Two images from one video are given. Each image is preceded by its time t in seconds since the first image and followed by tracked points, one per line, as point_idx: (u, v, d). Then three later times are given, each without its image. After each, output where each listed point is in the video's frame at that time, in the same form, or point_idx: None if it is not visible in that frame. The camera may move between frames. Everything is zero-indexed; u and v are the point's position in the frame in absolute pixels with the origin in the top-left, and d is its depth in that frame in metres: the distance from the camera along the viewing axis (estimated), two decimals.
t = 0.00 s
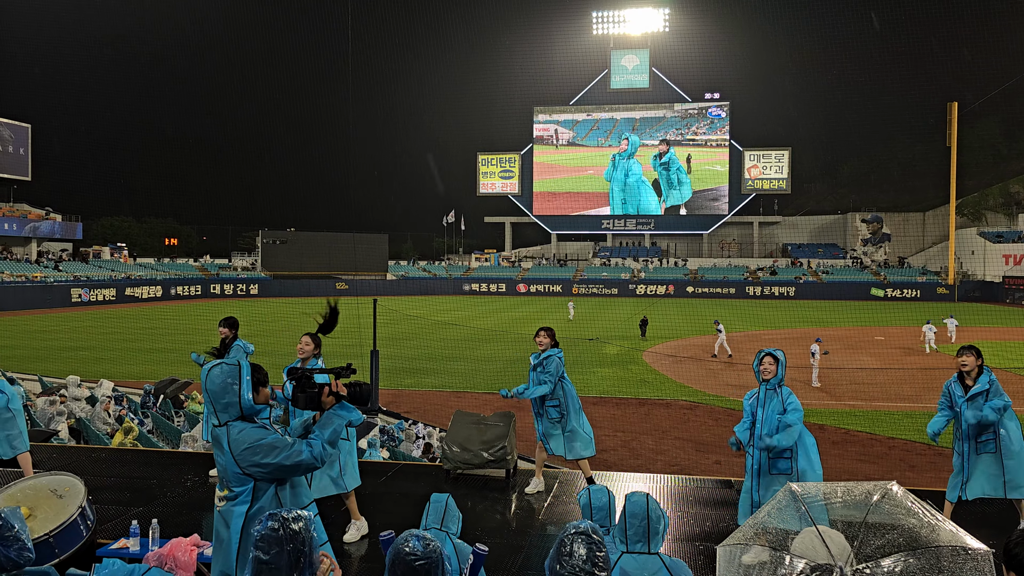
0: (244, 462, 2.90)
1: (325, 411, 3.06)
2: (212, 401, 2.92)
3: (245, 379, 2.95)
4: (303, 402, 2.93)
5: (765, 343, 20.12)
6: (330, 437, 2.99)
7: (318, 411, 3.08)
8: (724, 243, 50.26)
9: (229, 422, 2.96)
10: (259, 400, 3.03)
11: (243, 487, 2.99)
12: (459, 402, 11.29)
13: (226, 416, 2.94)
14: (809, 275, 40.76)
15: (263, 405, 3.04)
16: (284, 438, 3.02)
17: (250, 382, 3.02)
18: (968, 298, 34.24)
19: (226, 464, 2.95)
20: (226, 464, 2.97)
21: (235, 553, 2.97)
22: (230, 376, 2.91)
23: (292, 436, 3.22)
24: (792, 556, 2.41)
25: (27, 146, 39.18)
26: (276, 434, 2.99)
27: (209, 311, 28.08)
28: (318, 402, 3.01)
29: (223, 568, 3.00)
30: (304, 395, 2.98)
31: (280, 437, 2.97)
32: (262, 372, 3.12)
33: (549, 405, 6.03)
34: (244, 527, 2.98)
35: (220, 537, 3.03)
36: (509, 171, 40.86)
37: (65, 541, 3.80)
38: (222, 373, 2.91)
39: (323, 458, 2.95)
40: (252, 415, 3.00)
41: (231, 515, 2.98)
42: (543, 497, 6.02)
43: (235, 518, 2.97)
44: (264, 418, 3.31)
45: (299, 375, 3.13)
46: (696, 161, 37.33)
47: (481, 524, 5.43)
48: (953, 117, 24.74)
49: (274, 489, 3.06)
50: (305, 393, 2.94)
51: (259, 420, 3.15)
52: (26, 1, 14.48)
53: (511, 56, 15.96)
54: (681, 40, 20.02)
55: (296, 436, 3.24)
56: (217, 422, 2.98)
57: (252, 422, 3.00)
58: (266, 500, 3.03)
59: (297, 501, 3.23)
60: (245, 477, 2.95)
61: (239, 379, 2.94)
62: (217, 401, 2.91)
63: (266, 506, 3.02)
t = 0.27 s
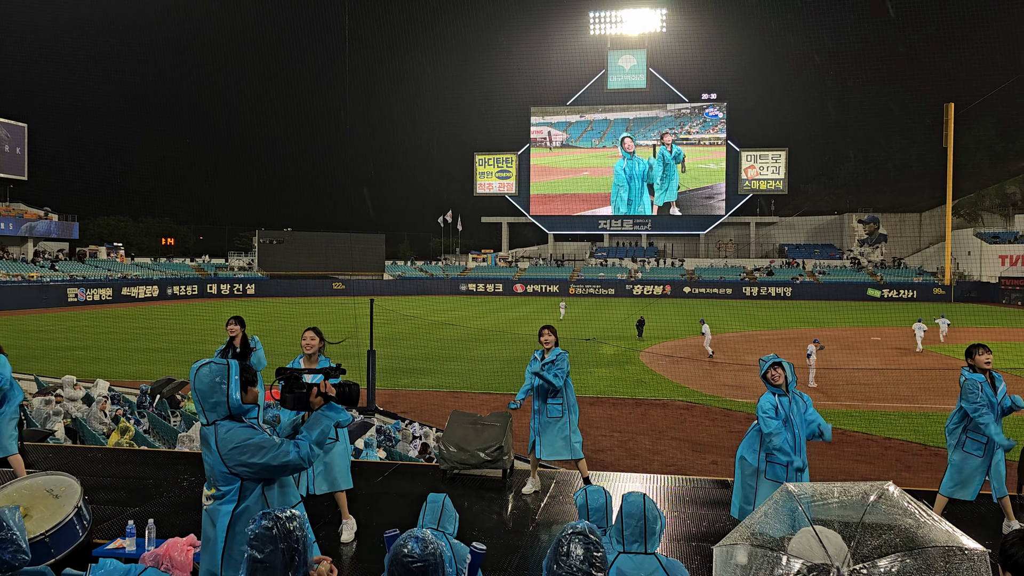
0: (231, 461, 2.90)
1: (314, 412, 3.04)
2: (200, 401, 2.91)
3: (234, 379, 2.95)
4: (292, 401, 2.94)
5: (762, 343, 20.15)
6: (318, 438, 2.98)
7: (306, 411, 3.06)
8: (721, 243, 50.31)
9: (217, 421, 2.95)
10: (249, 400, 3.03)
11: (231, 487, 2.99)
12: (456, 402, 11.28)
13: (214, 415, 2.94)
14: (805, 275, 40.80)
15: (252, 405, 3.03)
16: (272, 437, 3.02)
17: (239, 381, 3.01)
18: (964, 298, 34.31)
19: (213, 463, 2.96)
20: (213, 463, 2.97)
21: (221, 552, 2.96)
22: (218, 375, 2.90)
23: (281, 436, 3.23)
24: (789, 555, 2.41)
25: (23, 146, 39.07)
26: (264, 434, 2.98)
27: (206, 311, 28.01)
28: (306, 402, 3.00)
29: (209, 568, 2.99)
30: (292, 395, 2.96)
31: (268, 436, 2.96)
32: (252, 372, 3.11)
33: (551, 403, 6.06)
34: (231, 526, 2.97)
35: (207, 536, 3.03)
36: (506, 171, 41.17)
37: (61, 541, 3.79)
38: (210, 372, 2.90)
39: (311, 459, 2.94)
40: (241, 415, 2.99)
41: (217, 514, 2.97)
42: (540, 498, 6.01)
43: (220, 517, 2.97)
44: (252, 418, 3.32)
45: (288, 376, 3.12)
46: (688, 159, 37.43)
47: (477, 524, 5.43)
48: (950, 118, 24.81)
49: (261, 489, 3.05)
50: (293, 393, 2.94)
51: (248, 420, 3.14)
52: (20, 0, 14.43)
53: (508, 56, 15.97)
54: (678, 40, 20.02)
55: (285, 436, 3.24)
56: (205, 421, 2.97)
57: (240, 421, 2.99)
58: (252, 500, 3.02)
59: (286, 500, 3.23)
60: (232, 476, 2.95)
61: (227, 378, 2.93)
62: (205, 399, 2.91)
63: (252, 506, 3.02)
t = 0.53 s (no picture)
0: (217, 461, 2.90)
1: (301, 413, 3.03)
2: (187, 400, 2.92)
3: (221, 378, 2.95)
4: (279, 402, 2.94)
5: (758, 344, 20.16)
6: (305, 439, 2.96)
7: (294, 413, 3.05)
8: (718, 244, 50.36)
9: (204, 421, 2.95)
10: (236, 400, 3.02)
11: (217, 486, 2.99)
12: (452, 402, 11.28)
13: (201, 416, 2.94)
14: (802, 276, 40.87)
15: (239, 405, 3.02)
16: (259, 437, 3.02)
17: (227, 381, 3.01)
18: (960, 299, 34.39)
19: (200, 462, 2.97)
20: (200, 463, 2.98)
21: (207, 552, 2.96)
22: (205, 375, 2.91)
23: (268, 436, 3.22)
24: (785, 556, 2.41)
25: (18, 146, 38.96)
26: (251, 435, 2.98)
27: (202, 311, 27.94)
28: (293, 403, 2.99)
29: (196, 568, 2.99)
30: (279, 395, 2.95)
31: (255, 437, 2.96)
32: (240, 372, 3.10)
33: (549, 411, 6.02)
34: (216, 526, 2.97)
35: (193, 536, 3.02)
36: (503, 172, 41.31)
37: (55, 542, 3.77)
38: (198, 372, 2.91)
39: (297, 460, 2.93)
40: (227, 415, 2.99)
41: (203, 513, 2.97)
42: (536, 499, 6.00)
43: (206, 517, 2.96)
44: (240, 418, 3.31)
45: (277, 376, 3.11)
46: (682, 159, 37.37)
47: (474, 524, 5.43)
48: (946, 119, 24.88)
49: (248, 490, 3.05)
50: (280, 394, 2.95)
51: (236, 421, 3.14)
52: None
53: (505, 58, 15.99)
54: (675, 41, 20.03)
55: (272, 437, 3.24)
56: (192, 421, 2.98)
57: (227, 421, 2.99)
58: (239, 500, 3.01)
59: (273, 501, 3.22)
60: (218, 476, 2.95)
61: (214, 378, 2.93)
62: (192, 400, 2.91)
63: (239, 507, 3.00)
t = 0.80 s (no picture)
0: (207, 461, 2.89)
1: (292, 414, 3.03)
2: (177, 401, 2.91)
3: (212, 379, 2.95)
4: (269, 402, 2.94)
5: (755, 345, 20.19)
6: (295, 439, 2.96)
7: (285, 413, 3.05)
8: (715, 245, 50.40)
9: (194, 422, 2.95)
10: (227, 400, 3.02)
11: (206, 487, 2.98)
12: (449, 403, 11.27)
13: (191, 416, 2.94)
14: (798, 278, 40.92)
15: (230, 405, 3.02)
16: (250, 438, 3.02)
17: (219, 382, 3.01)
18: (956, 301, 34.45)
19: (190, 463, 2.97)
20: (190, 463, 2.98)
21: (196, 553, 2.95)
22: (195, 375, 2.91)
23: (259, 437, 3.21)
24: (781, 556, 2.41)
25: (15, 146, 38.89)
26: (241, 435, 2.98)
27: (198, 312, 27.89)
28: (284, 404, 2.99)
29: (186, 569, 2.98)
30: (270, 396, 2.95)
31: (245, 437, 2.96)
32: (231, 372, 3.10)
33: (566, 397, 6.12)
34: (206, 526, 2.96)
35: (183, 536, 3.02)
36: (500, 172, 41.23)
37: (51, 543, 3.76)
38: (188, 373, 2.91)
39: (287, 460, 2.93)
40: (218, 415, 2.99)
41: (193, 514, 2.96)
42: (534, 500, 6.00)
43: (196, 517, 2.95)
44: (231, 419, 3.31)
45: (268, 376, 3.11)
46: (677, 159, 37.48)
47: (470, 525, 5.42)
48: (942, 121, 24.94)
49: (238, 490, 3.04)
50: (270, 395, 2.95)
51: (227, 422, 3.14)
52: None
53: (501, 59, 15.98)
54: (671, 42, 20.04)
55: (263, 438, 3.23)
56: (182, 422, 2.97)
57: (217, 422, 2.99)
58: (229, 501, 3.00)
59: (262, 503, 3.20)
60: (208, 476, 2.94)
61: (204, 378, 2.93)
62: (183, 400, 2.91)
63: (229, 508, 2.99)
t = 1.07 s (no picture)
0: (200, 462, 2.88)
1: (285, 414, 3.03)
2: (169, 402, 2.90)
3: (204, 379, 2.94)
4: (262, 402, 2.94)
5: (751, 345, 20.22)
6: (288, 439, 2.96)
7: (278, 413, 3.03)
8: (712, 246, 50.44)
9: (187, 422, 2.94)
10: (219, 401, 3.01)
11: (200, 488, 2.97)
12: (445, 404, 11.26)
13: (184, 417, 2.93)
14: (795, 278, 41.01)
15: (223, 405, 3.01)
16: (243, 437, 3.01)
17: (211, 381, 2.99)
18: (953, 302, 34.56)
19: (183, 464, 2.96)
20: (184, 464, 2.97)
21: (191, 553, 2.94)
22: (188, 376, 2.90)
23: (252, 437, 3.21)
24: (777, 558, 2.42)
25: (10, 146, 38.74)
26: (234, 435, 2.97)
27: (194, 312, 27.76)
28: (277, 404, 2.98)
29: (181, 569, 2.98)
30: (262, 396, 2.94)
31: (238, 438, 2.95)
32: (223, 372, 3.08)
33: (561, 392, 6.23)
34: (200, 526, 2.95)
35: (176, 537, 3.02)
36: (497, 172, 41.11)
37: (46, 544, 3.74)
38: (180, 373, 2.90)
39: (280, 460, 2.92)
40: (210, 416, 2.98)
41: (187, 514, 2.96)
42: (531, 501, 6.00)
43: (190, 517, 2.95)
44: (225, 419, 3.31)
45: (260, 375, 3.10)
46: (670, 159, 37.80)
47: (467, 526, 5.42)
48: (939, 122, 25.00)
49: (231, 491, 3.03)
50: (263, 394, 2.94)
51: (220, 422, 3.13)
52: None
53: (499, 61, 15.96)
54: (667, 42, 20.03)
55: (256, 438, 3.22)
56: (175, 422, 2.96)
57: (211, 422, 2.98)
58: (222, 501, 2.99)
59: (256, 502, 3.20)
60: (201, 477, 2.93)
61: (197, 379, 2.93)
62: (175, 401, 2.90)
63: (222, 508, 2.99)
